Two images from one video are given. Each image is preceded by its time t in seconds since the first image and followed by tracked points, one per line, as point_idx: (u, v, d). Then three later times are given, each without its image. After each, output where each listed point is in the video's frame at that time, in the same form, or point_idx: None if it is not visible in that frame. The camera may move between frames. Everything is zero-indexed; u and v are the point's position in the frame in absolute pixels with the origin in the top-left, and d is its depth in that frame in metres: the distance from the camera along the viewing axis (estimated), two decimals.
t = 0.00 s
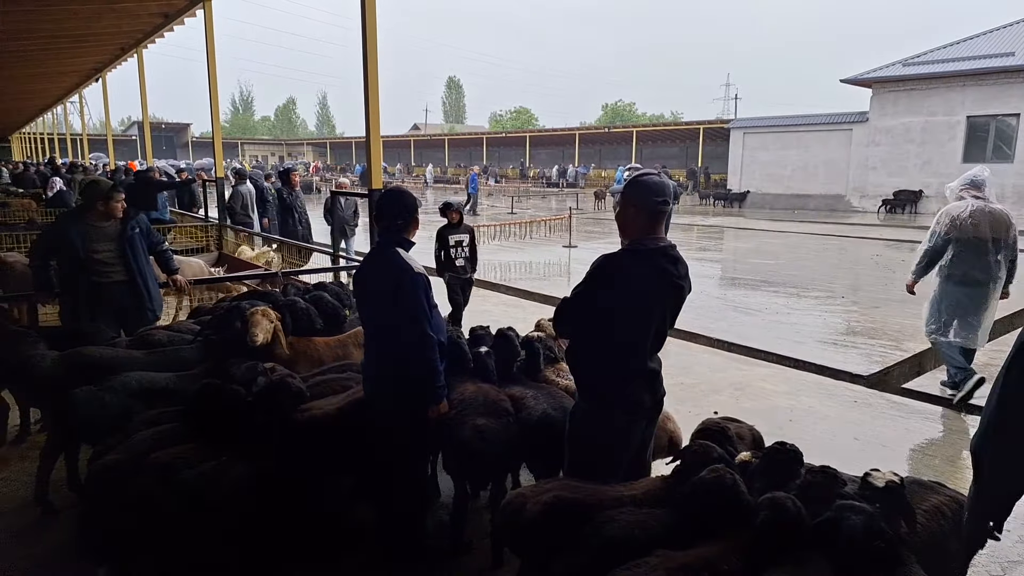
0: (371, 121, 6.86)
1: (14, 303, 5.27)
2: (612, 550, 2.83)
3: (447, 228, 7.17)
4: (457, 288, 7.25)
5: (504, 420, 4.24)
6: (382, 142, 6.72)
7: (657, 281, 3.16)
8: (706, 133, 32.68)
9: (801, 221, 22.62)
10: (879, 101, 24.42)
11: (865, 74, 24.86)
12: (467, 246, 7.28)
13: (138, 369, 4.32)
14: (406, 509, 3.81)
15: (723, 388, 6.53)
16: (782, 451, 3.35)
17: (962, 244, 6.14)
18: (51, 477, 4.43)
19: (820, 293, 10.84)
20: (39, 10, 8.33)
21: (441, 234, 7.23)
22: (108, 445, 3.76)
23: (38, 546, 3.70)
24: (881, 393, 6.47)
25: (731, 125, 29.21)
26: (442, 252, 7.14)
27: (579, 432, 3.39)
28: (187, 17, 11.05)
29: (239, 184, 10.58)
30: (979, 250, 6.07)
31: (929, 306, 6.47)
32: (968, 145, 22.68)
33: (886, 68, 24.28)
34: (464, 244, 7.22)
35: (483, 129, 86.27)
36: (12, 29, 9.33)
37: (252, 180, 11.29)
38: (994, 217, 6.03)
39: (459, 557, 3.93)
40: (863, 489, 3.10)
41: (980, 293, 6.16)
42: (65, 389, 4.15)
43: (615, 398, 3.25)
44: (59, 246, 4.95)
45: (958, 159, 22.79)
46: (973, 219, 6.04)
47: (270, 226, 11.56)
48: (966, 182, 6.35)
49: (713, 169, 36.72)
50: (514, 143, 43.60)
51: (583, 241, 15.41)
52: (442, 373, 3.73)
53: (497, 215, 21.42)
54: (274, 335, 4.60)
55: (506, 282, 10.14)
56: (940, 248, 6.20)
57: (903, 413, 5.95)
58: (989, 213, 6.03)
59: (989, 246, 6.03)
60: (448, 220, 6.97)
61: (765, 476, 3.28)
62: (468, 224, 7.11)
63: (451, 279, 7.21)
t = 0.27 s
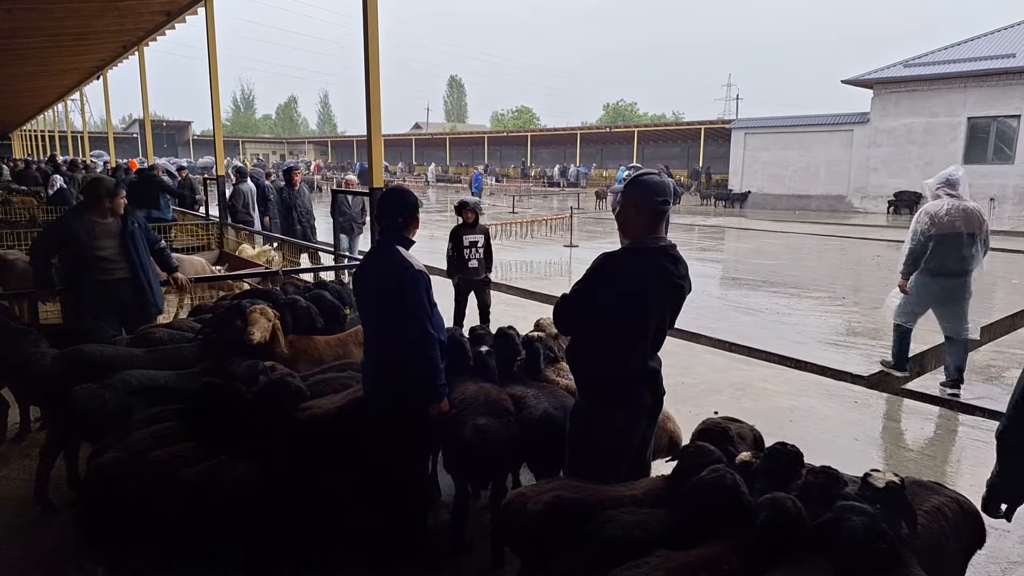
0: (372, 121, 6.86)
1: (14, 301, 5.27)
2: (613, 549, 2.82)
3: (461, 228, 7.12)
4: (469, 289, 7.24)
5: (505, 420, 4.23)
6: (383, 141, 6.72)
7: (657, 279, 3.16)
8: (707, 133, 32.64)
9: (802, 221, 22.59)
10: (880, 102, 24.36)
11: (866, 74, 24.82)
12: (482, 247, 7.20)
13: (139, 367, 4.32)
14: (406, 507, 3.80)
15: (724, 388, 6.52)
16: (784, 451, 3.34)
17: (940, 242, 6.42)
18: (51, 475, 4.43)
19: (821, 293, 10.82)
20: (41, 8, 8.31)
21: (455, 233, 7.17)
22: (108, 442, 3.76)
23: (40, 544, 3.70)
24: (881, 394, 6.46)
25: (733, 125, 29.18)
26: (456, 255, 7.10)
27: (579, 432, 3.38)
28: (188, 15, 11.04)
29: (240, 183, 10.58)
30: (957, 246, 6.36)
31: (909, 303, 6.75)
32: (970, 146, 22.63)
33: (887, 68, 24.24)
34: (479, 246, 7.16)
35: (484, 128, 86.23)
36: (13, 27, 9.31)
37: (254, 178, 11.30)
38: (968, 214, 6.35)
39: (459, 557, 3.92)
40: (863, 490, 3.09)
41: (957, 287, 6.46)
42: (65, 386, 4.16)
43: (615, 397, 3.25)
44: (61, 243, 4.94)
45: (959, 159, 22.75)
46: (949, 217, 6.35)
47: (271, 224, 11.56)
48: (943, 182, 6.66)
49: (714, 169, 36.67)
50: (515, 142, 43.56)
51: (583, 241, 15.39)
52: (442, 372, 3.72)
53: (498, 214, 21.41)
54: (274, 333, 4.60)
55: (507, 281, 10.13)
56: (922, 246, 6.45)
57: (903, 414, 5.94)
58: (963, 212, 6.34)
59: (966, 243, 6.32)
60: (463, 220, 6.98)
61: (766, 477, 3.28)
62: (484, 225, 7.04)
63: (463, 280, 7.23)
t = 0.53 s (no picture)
0: (372, 121, 6.86)
1: (15, 302, 5.27)
2: (614, 548, 2.83)
3: (482, 231, 6.97)
4: (488, 294, 7.00)
5: (506, 419, 4.23)
6: (383, 141, 6.72)
7: (655, 279, 3.16)
8: (708, 133, 32.61)
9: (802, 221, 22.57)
10: (880, 101, 24.32)
11: (866, 73, 24.78)
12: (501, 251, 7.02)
13: (140, 367, 4.32)
14: (406, 507, 3.81)
15: (724, 388, 6.52)
16: (784, 451, 3.35)
17: (906, 242, 6.80)
18: (52, 475, 4.44)
19: (821, 293, 10.80)
20: (40, 8, 8.31)
21: (475, 237, 7.01)
22: (108, 443, 3.77)
23: (41, 544, 3.70)
24: (881, 394, 6.45)
25: (733, 125, 29.16)
26: (474, 258, 6.90)
27: (579, 431, 3.38)
28: (188, 16, 11.04)
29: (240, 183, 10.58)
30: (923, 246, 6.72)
31: (880, 300, 7.12)
32: (970, 145, 22.59)
33: (888, 67, 24.19)
34: (498, 249, 6.95)
35: (485, 128, 86.21)
36: (14, 27, 9.31)
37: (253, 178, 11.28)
38: (931, 215, 6.72)
39: (459, 556, 3.93)
40: (864, 490, 3.09)
41: (924, 284, 6.82)
42: (66, 386, 4.16)
43: (615, 396, 3.26)
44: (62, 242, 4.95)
45: (959, 159, 22.72)
46: (914, 219, 6.71)
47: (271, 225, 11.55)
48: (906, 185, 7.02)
49: (715, 168, 36.62)
50: (515, 142, 43.53)
51: (583, 241, 15.37)
52: (442, 372, 3.72)
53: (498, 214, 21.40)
54: (273, 333, 4.59)
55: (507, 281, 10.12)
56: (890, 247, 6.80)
57: (903, 413, 5.93)
58: (927, 213, 6.70)
59: (931, 242, 6.68)
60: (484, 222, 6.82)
61: (767, 476, 3.28)
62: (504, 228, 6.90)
63: (482, 285, 7.00)
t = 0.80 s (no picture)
0: (373, 120, 6.86)
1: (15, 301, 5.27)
2: (613, 547, 2.83)
3: (500, 232, 6.85)
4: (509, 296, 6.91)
5: (506, 418, 4.23)
6: (383, 141, 6.72)
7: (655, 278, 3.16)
8: (708, 133, 32.61)
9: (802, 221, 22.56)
10: (880, 101, 24.30)
11: (867, 73, 24.77)
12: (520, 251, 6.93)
13: (139, 366, 4.32)
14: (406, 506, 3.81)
15: (724, 387, 6.52)
16: (783, 450, 3.35)
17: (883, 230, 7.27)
18: (51, 474, 4.43)
19: (822, 293, 10.78)
20: (41, 8, 8.31)
21: (493, 238, 6.89)
22: (108, 442, 3.77)
23: (39, 543, 3.70)
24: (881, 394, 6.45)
25: (733, 125, 29.15)
26: (494, 259, 6.78)
27: (579, 431, 3.38)
28: (188, 15, 11.03)
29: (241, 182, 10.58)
30: (895, 233, 7.19)
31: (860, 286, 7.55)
32: (970, 145, 22.57)
33: (888, 67, 24.17)
34: (518, 250, 6.86)
35: (485, 127, 86.19)
36: (15, 26, 9.32)
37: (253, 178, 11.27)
38: (905, 205, 7.17)
39: (459, 556, 3.92)
40: (864, 488, 3.09)
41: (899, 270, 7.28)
42: (65, 385, 4.16)
43: (614, 396, 3.26)
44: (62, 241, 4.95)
45: (959, 159, 22.70)
46: (887, 207, 7.20)
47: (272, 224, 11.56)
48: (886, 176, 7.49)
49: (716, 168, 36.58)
50: (516, 142, 43.52)
51: (583, 240, 15.36)
52: (442, 371, 3.72)
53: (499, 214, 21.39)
54: (271, 333, 4.58)
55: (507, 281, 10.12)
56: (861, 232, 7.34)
57: (903, 413, 5.92)
58: (902, 202, 7.17)
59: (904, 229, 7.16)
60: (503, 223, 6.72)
61: (766, 475, 3.28)
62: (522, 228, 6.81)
63: (501, 287, 6.89)
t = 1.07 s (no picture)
0: (371, 119, 6.86)
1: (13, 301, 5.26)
2: (612, 546, 2.82)
3: (517, 238, 6.77)
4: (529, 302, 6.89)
5: (504, 418, 4.22)
6: (382, 140, 6.70)
7: (653, 278, 3.16)
8: (707, 132, 32.60)
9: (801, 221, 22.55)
10: (879, 101, 24.30)
11: (866, 73, 24.74)
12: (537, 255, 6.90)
13: (138, 366, 4.32)
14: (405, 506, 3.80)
15: (723, 387, 6.52)
16: (782, 449, 3.35)
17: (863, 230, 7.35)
18: (50, 474, 4.43)
19: (821, 293, 10.78)
20: (39, 7, 8.28)
21: (509, 244, 6.81)
22: (107, 442, 3.77)
23: (38, 543, 3.70)
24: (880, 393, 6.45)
25: (732, 125, 29.15)
26: (513, 266, 6.73)
27: (577, 430, 3.39)
28: (186, 15, 11.01)
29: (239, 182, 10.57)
30: (874, 234, 7.28)
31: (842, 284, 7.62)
32: (969, 145, 22.59)
33: (887, 67, 24.16)
34: (536, 255, 6.83)
35: (484, 127, 86.18)
36: (13, 26, 9.29)
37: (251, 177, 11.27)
38: (887, 207, 7.23)
39: (458, 555, 3.92)
40: (863, 488, 3.09)
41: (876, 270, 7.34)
42: (63, 386, 4.16)
43: (612, 396, 3.26)
44: (61, 242, 4.94)
45: (958, 159, 22.72)
46: (869, 208, 7.28)
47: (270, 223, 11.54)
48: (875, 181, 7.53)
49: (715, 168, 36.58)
50: (515, 142, 43.50)
51: (582, 240, 15.35)
52: (440, 370, 3.72)
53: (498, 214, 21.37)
54: (269, 332, 4.60)
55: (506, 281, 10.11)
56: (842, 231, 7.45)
57: (902, 413, 5.93)
58: (883, 205, 7.23)
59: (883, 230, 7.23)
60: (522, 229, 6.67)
61: (765, 475, 3.28)
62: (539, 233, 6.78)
63: (523, 294, 6.85)
